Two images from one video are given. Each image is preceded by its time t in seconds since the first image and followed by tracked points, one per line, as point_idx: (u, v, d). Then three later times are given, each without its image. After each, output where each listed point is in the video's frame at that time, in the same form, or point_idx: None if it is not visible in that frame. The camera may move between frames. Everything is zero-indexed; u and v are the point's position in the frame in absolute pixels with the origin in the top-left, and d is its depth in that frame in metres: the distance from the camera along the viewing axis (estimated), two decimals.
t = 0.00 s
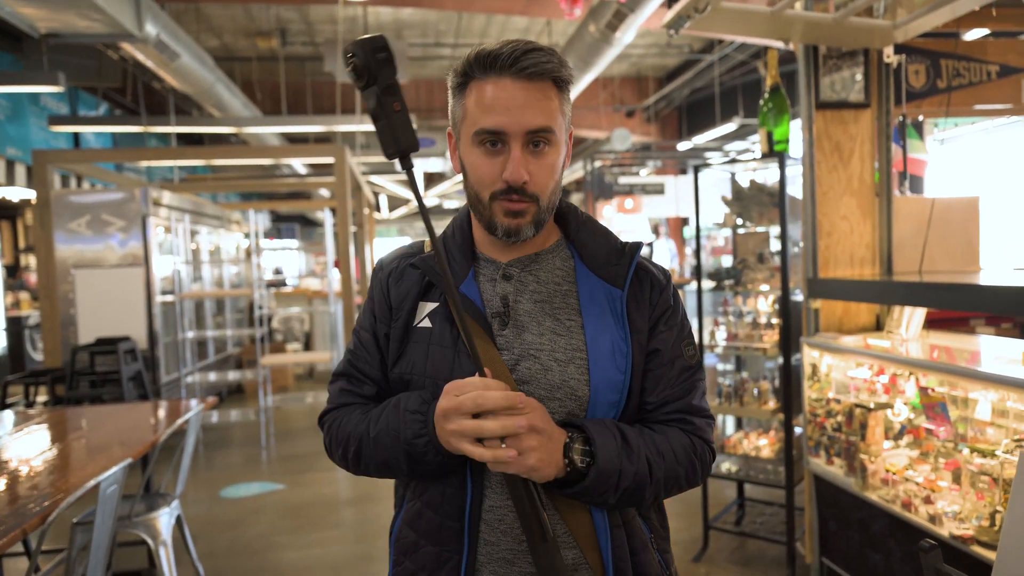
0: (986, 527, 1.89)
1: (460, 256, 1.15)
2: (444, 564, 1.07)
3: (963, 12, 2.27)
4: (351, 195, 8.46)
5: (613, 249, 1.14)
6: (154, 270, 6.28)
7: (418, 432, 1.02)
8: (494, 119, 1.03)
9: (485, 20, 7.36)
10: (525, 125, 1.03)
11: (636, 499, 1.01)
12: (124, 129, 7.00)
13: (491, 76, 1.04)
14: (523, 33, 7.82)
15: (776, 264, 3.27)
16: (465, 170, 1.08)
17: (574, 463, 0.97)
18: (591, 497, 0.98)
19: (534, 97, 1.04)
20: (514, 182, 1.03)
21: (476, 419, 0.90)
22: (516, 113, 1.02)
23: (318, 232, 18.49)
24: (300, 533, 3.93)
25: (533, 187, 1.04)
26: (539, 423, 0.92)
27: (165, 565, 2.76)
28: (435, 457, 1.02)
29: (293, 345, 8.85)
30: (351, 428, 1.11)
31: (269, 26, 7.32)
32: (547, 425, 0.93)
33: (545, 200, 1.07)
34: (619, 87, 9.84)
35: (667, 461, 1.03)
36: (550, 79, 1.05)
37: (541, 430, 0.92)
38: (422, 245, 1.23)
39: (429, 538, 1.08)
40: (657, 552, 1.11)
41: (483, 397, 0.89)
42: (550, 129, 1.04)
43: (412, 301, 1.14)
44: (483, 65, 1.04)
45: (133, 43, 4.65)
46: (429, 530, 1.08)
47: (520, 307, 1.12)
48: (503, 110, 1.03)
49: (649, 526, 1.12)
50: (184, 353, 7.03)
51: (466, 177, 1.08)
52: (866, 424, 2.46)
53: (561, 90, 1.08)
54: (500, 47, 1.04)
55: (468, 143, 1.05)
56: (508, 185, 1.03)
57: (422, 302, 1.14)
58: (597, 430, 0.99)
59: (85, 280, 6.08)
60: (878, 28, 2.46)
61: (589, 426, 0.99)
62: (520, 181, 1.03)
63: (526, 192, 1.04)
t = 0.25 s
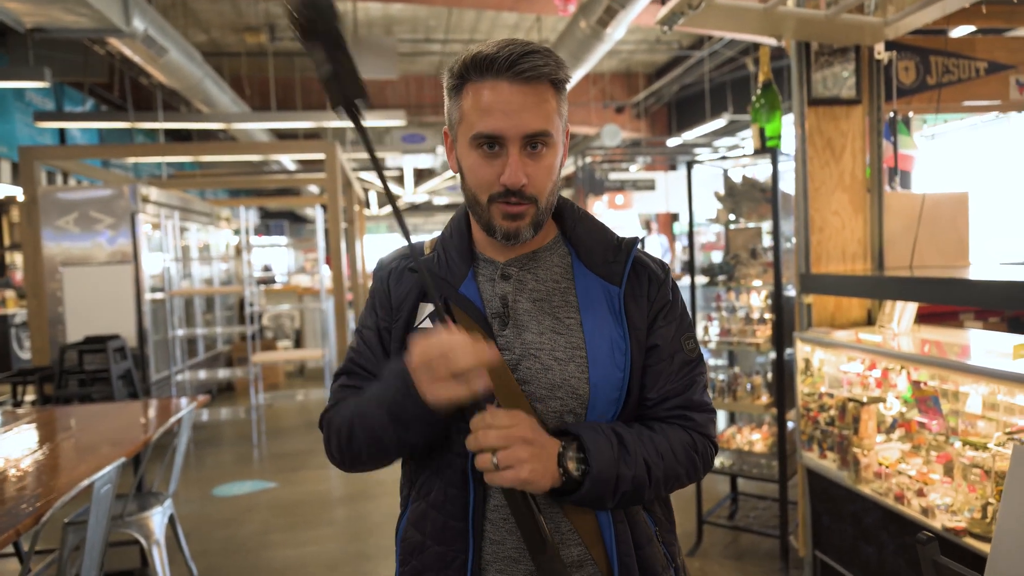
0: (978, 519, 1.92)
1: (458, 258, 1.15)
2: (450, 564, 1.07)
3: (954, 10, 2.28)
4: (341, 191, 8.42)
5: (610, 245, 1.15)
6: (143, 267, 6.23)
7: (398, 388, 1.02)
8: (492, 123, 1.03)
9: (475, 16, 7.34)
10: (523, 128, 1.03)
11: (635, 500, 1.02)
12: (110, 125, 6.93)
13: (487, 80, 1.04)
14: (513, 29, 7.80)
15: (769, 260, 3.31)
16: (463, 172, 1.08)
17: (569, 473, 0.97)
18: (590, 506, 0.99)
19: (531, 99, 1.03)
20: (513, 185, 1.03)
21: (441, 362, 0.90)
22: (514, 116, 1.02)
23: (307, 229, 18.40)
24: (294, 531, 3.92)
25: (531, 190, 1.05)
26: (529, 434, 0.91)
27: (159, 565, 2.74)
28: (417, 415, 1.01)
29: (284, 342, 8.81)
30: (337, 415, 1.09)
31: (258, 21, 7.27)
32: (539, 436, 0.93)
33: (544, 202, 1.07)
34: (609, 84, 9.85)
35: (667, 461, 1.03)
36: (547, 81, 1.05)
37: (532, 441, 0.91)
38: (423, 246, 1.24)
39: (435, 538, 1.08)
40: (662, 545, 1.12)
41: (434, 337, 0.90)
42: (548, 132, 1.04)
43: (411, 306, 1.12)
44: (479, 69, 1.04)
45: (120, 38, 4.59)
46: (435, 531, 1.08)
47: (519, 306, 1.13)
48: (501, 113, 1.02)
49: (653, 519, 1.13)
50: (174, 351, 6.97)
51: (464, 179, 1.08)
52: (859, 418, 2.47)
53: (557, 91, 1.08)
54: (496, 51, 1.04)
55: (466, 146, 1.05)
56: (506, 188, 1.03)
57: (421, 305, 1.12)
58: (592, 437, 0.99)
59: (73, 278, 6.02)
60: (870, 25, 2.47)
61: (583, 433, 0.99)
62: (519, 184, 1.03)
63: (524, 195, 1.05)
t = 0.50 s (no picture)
0: (971, 518, 1.93)
1: (473, 248, 1.15)
2: (443, 558, 1.07)
3: (943, 13, 2.31)
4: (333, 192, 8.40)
5: (621, 249, 1.16)
6: (133, 269, 6.17)
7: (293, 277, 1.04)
8: (495, 104, 1.05)
9: (466, 17, 7.34)
10: (526, 107, 1.05)
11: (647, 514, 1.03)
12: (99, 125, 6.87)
13: (490, 68, 1.07)
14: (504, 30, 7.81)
15: (761, 261, 3.33)
16: (471, 161, 1.09)
17: (585, 491, 0.97)
18: (604, 523, 0.99)
19: (533, 82, 1.06)
20: (520, 161, 1.03)
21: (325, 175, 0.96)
22: (517, 96, 1.05)
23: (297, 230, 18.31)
24: (287, 533, 3.90)
25: (538, 166, 1.05)
26: (542, 452, 0.92)
27: (151, 569, 2.72)
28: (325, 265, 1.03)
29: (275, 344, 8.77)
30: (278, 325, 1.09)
31: (248, 21, 7.23)
32: (551, 455, 0.94)
33: (551, 181, 1.07)
34: (600, 85, 9.87)
35: (676, 471, 1.04)
36: (547, 66, 1.08)
37: (545, 459, 0.92)
38: (434, 240, 1.26)
39: (427, 531, 1.09)
40: (664, 548, 1.15)
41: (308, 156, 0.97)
42: (550, 111, 1.06)
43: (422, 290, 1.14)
44: (482, 59, 1.07)
45: (109, 38, 4.56)
46: (428, 524, 1.09)
47: (530, 302, 1.13)
48: (504, 94, 1.05)
49: (656, 523, 1.16)
50: (164, 353, 6.92)
51: (473, 166, 1.08)
52: (853, 417, 2.49)
53: (558, 79, 1.11)
54: (496, 41, 1.08)
55: (473, 133, 1.07)
56: (513, 165, 1.04)
57: (433, 291, 1.15)
58: (605, 454, 0.99)
59: (61, 280, 5.96)
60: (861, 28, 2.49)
61: (596, 450, 0.99)
62: (525, 160, 1.03)
63: (531, 171, 1.05)
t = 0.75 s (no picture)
0: (959, 520, 1.96)
1: (476, 249, 1.16)
2: (434, 564, 1.07)
3: (930, 23, 2.34)
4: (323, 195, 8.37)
5: (622, 256, 1.17)
6: (120, 271, 6.12)
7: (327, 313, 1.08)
8: (504, 103, 1.06)
9: (456, 21, 7.35)
10: (534, 106, 1.06)
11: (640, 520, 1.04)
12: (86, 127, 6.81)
13: (499, 68, 1.08)
14: (494, 34, 7.82)
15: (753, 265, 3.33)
16: (478, 159, 1.09)
17: (578, 492, 0.98)
18: (597, 525, 1.00)
19: (542, 83, 1.07)
20: (527, 158, 1.04)
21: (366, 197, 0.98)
22: (526, 95, 1.06)
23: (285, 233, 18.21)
24: (276, 538, 3.87)
25: (545, 164, 1.05)
26: (538, 450, 0.94)
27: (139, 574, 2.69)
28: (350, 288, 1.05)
29: (263, 347, 8.71)
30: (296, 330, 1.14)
31: (237, 23, 7.21)
32: (546, 452, 0.95)
33: (558, 179, 1.07)
34: (590, 90, 9.91)
35: (671, 478, 1.05)
36: (556, 70, 1.10)
37: (541, 456, 0.94)
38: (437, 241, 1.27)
39: (421, 535, 1.09)
40: (660, 556, 1.15)
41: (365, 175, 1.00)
42: (557, 111, 1.07)
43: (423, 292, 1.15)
44: (494, 60, 1.08)
45: (97, 39, 4.52)
46: (421, 528, 1.09)
47: (531, 306, 1.14)
48: (514, 94, 1.06)
49: (651, 530, 1.15)
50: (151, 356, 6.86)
51: (479, 165, 1.09)
52: (842, 421, 2.51)
53: (566, 81, 1.12)
54: (507, 42, 1.09)
55: (482, 131, 1.08)
56: (521, 162, 1.04)
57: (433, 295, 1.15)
58: (601, 456, 1.01)
59: (47, 283, 5.89)
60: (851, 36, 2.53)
61: (591, 453, 1.01)
62: (533, 157, 1.04)
63: (539, 169, 1.05)
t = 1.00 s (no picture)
0: (944, 522, 1.99)
1: (460, 258, 1.17)
2: (440, 567, 1.08)
3: (920, 30, 2.37)
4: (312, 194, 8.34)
5: (611, 256, 1.17)
6: (106, 268, 6.05)
7: (406, 438, 1.03)
8: (513, 126, 1.05)
9: (448, 21, 7.34)
10: (543, 136, 1.05)
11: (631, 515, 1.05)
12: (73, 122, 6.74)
13: (512, 83, 1.06)
14: (485, 34, 7.82)
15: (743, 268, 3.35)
16: (477, 172, 1.10)
17: (569, 484, 0.99)
18: (587, 518, 1.00)
19: (554, 110, 1.05)
20: (526, 190, 1.05)
21: (457, 411, 0.91)
22: (535, 124, 1.04)
23: (273, 231, 18.11)
24: (262, 539, 3.85)
25: (544, 197, 1.07)
26: (535, 443, 0.94)
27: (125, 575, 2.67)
28: (420, 466, 1.03)
29: (251, 346, 8.66)
30: (335, 423, 1.14)
31: (226, 20, 7.16)
32: (541, 446, 0.95)
33: (554, 209, 1.09)
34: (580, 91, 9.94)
35: (662, 473, 1.05)
36: (569, 92, 1.07)
37: (537, 449, 0.94)
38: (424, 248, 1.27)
39: (425, 541, 1.09)
40: (651, 554, 1.16)
41: (458, 385, 0.91)
42: (565, 144, 1.07)
43: (411, 302, 1.15)
44: (507, 72, 1.05)
45: (85, 34, 4.47)
46: (425, 532, 1.09)
47: (519, 311, 1.15)
48: (523, 119, 1.04)
49: (643, 528, 1.16)
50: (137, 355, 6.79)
51: (478, 178, 1.10)
52: (830, 423, 2.54)
53: (579, 101, 1.10)
54: (525, 57, 1.05)
55: (484, 148, 1.08)
56: (519, 193, 1.06)
57: (421, 305, 1.16)
58: (591, 450, 1.01)
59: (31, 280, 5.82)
60: (841, 43, 2.56)
61: (582, 446, 1.02)
62: (531, 190, 1.05)
63: (536, 200, 1.07)
